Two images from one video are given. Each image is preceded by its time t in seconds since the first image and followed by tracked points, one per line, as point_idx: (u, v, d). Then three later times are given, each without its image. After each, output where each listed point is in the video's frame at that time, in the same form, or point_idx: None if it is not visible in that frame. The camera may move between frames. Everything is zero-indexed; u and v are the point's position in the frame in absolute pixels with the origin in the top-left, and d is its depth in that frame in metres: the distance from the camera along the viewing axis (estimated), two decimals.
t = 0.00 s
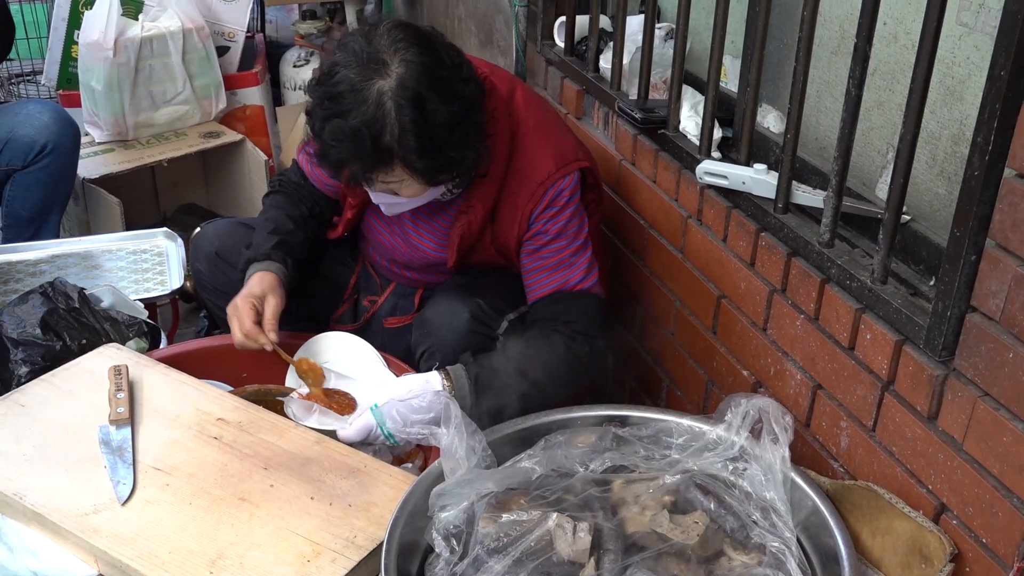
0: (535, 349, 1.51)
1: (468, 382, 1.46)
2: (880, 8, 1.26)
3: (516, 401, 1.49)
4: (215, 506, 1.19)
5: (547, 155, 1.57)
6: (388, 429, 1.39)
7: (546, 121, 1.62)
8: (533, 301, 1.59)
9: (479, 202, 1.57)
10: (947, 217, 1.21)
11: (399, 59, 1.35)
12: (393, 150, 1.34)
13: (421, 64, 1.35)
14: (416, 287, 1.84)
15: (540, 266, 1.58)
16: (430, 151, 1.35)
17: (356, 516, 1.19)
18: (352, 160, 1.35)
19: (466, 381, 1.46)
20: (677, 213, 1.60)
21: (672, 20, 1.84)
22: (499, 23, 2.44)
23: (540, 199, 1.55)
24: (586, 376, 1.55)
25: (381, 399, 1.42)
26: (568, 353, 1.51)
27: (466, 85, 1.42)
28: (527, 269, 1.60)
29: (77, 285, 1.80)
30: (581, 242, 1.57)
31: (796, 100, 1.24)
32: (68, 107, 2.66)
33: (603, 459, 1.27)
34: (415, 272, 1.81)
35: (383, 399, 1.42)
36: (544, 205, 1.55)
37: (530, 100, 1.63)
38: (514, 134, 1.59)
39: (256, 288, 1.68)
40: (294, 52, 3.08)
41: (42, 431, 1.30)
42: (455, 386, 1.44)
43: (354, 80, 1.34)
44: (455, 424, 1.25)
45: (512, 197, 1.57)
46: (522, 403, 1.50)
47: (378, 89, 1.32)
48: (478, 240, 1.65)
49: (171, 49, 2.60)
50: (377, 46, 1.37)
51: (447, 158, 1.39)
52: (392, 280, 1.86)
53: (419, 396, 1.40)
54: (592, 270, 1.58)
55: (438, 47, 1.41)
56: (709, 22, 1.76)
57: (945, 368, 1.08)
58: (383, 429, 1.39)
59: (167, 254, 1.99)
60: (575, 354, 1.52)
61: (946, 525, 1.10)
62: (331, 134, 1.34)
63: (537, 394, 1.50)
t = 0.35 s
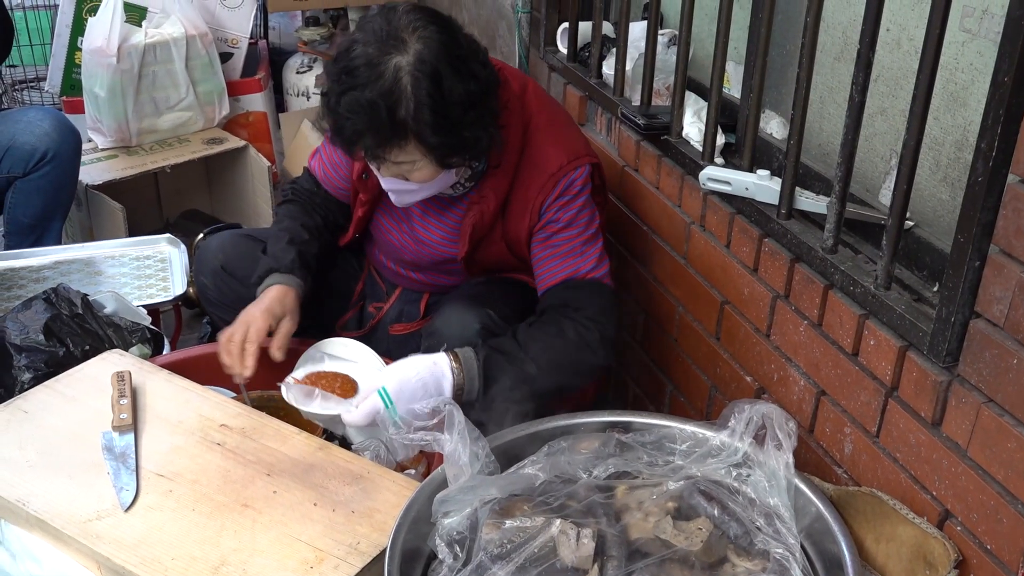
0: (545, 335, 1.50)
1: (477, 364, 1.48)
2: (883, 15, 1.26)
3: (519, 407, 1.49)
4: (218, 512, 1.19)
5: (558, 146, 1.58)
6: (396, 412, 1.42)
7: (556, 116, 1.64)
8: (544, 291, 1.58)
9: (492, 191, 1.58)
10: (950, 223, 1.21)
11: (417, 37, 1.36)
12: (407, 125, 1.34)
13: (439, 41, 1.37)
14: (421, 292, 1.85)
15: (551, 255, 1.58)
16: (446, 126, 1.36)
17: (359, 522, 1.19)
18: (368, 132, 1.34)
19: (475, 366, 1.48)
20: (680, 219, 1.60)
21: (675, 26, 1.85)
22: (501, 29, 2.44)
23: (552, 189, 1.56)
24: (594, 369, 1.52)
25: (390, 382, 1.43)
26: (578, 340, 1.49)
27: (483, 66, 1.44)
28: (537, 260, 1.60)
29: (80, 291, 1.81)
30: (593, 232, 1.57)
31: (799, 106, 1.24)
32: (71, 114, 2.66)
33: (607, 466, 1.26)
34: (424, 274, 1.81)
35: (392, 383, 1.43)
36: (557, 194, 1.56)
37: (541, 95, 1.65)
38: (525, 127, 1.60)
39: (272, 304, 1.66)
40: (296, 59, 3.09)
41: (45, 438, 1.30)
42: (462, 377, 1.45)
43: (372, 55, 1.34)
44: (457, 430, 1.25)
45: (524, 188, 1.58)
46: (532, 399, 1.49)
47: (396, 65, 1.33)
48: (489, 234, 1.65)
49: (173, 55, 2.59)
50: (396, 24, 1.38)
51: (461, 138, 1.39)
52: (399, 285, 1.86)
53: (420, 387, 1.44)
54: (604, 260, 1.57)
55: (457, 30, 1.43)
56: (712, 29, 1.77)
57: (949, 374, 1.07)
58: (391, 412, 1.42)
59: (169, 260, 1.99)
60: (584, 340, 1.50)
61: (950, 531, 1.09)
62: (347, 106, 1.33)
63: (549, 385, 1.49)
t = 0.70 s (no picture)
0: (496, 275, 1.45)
1: (415, 296, 1.39)
2: (886, 21, 1.26)
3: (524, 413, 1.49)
4: (222, 517, 1.19)
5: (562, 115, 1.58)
6: (334, 327, 1.38)
7: (564, 94, 1.64)
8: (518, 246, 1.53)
9: (499, 147, 1.55)
10: (954, 229, 1.21)
11: None
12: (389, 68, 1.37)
13: None
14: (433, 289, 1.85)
15: (534, 211, 1.53)
16: (422, 86, 1.37)
17: (363, 528, 1.18)
18: (348, 60, 1.37)
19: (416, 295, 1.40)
20: (684, 224, 1.60)
21: (679, 32, 1.85)
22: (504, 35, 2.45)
23: (549, 151, 1.53)
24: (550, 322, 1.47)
25: (330, 298, 1.38)
26: (530, 285, 1.43)
27: (492, 31, 1.46)
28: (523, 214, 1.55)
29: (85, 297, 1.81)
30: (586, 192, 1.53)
31: (803, 112, 1.25)
32: (74, 119, 2.66)
33: (611, 472, 1.26)
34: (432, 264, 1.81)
35: (333, 299, 1.38)
36: (553, 154, 1.53)
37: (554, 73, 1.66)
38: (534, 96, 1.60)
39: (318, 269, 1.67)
40: (300, 65, 3.09)
41: (49, 443, 1.30)
42: (407, 314, 1.39)
43: None
44: (461, 435, 1.25)
45: (528, 149, 1.56)
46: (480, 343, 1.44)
47: (396, 13, 1.37)
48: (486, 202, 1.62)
49: (178, 61, 2.60)
50: None
51: (438, 102, 1.40)
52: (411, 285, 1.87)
53: (359, 308, 1.39)
54: (586, 221, 1.52)
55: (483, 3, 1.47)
56: (715, 35, 1.77)
57: (954, 380, 1.07)
58: (329, 327, 1.38)
59: (173, 266, 2.00)
60: (535, 283, 1.44)
61: (955, 538, 1.09)
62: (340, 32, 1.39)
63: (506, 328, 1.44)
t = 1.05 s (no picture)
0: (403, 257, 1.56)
1: (325, 266, 1.55)
2: (891, 29, 1.27)
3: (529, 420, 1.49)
4: (228, 524, 1.19)
5: (542, 113, 1.60)
6: (243, 268, 1.56)
7: (555, 95, 1.66)
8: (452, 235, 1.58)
9: (471, 135, 1.58)
10: (960, 236, 1.21)
11: None
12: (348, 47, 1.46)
13: None
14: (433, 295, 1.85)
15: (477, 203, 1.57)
16: (379, 67, 1.45)
17: (370, 535, 1.19)
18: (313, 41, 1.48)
19: (325, 268, 1.55)
20: (688, 232, 1.61)
21: (684, 40, 1.85)
22: (509, 41, 2.46)
23: (515, 148, 1.56)
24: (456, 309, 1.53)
25: (250, 243, 1.57)
26: (431, 273, 1.51)
27: (457, 23, 1.52)
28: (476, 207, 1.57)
29: (91, 304, 1.81)
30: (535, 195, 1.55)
31: (808, 119, 1.25)
32: (80, 127, 2.67)
33: (617, 479, 1.27)
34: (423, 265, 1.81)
35: (253, 244, 1.56)
36: (518, 151, 1.56)
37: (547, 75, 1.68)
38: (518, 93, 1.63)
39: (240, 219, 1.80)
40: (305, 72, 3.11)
41: (56, 451, 1.30)
42: (318, 279, 1.55)
43: None
44: (467, 442, 1.26)
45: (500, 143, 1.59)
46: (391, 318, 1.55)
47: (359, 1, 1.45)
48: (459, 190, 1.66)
49: (183, 69, 2.61)
50: None
51: (393, 86, 1.48)
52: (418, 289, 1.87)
53: (269, 261, 1.56)
54: (519, 224, 1.54)
55: None
56: (720, 42, 1.77)
57: (960, 388, 1.07)
58: (239, 266, 1.56)
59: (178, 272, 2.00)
60: (435, 273, 1.51)
61: (962, 545, 1.09)
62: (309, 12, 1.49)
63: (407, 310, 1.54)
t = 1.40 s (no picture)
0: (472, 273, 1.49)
1: (400, 311, 1.46)
2: (892, 37, 1.27)
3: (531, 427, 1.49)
4: (231, 531, 1.19)
5: (518, 101, 1.61)
6: (322, 352, 1.43)
7: (526, 85, 1.67)
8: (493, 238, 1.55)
9: (453, 132, 1.59)
10: (961, 243, 1.21)
11: None
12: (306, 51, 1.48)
13: None
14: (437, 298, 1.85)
15: (502, 201, 1.55)
16: (335, 70, 1.47)
17: (372, 541, 1.19)
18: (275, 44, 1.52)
19: (399, 309, 1.46)
20: (690, 238, 1.61)
21: (686, 47, 1.86)
22: (511, 49, 2.46)
23: (502, 139, 1.57)
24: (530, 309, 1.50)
25: (319, 327, 1.44)
26: (502, 275, 1.47)
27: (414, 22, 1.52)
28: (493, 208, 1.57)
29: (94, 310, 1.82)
30: (546, 174, 1.54)
31: (810, 127, 1.26)
32: (84, 133, 2.68)
33: (619, 486, 1.27)
34: (426, 268, 1.81)
35: (320, 328, 1.44)
36: (506, 140, 1.56)
37: (516, 68, 1.70)
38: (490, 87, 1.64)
39: (193, 240, 1.93)
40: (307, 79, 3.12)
41: (60, 457, 1.31)
42: (397, 329, 1.45)
43: None
44: (469, 448, 1.25)
45: (481, 140, 1.60)
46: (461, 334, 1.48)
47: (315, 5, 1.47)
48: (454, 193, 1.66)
49: (187, 75, 2.62)
50: None
51: (350, 87, 1.50)
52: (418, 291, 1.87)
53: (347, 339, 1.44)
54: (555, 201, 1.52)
55: None
56: (722, 50, 1.78)
57: (961, 395, 1.08)
58: (317, 352, 1.44)
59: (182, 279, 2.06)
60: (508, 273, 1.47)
61: (963, 552, 1.09)
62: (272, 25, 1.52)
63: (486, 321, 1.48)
